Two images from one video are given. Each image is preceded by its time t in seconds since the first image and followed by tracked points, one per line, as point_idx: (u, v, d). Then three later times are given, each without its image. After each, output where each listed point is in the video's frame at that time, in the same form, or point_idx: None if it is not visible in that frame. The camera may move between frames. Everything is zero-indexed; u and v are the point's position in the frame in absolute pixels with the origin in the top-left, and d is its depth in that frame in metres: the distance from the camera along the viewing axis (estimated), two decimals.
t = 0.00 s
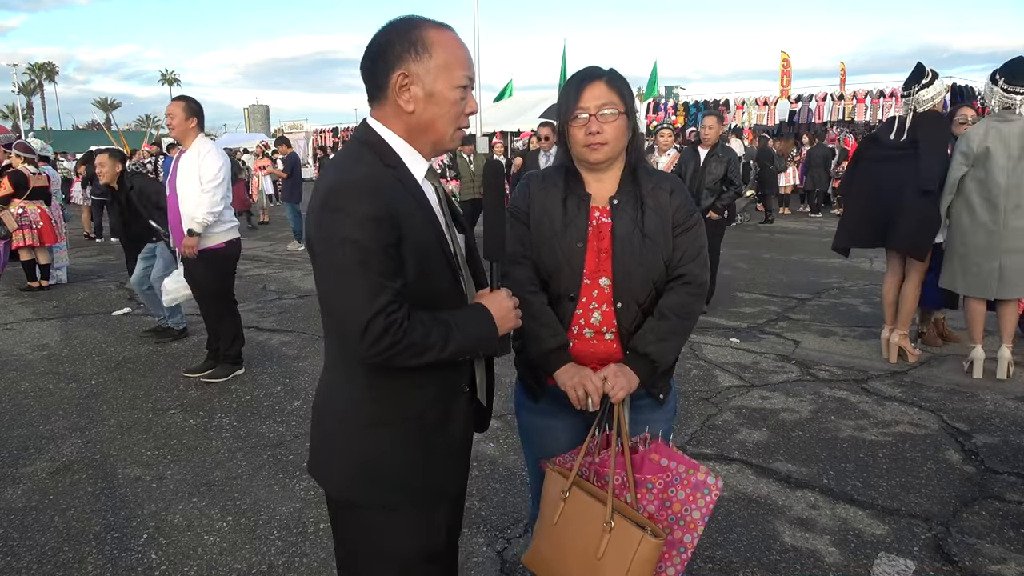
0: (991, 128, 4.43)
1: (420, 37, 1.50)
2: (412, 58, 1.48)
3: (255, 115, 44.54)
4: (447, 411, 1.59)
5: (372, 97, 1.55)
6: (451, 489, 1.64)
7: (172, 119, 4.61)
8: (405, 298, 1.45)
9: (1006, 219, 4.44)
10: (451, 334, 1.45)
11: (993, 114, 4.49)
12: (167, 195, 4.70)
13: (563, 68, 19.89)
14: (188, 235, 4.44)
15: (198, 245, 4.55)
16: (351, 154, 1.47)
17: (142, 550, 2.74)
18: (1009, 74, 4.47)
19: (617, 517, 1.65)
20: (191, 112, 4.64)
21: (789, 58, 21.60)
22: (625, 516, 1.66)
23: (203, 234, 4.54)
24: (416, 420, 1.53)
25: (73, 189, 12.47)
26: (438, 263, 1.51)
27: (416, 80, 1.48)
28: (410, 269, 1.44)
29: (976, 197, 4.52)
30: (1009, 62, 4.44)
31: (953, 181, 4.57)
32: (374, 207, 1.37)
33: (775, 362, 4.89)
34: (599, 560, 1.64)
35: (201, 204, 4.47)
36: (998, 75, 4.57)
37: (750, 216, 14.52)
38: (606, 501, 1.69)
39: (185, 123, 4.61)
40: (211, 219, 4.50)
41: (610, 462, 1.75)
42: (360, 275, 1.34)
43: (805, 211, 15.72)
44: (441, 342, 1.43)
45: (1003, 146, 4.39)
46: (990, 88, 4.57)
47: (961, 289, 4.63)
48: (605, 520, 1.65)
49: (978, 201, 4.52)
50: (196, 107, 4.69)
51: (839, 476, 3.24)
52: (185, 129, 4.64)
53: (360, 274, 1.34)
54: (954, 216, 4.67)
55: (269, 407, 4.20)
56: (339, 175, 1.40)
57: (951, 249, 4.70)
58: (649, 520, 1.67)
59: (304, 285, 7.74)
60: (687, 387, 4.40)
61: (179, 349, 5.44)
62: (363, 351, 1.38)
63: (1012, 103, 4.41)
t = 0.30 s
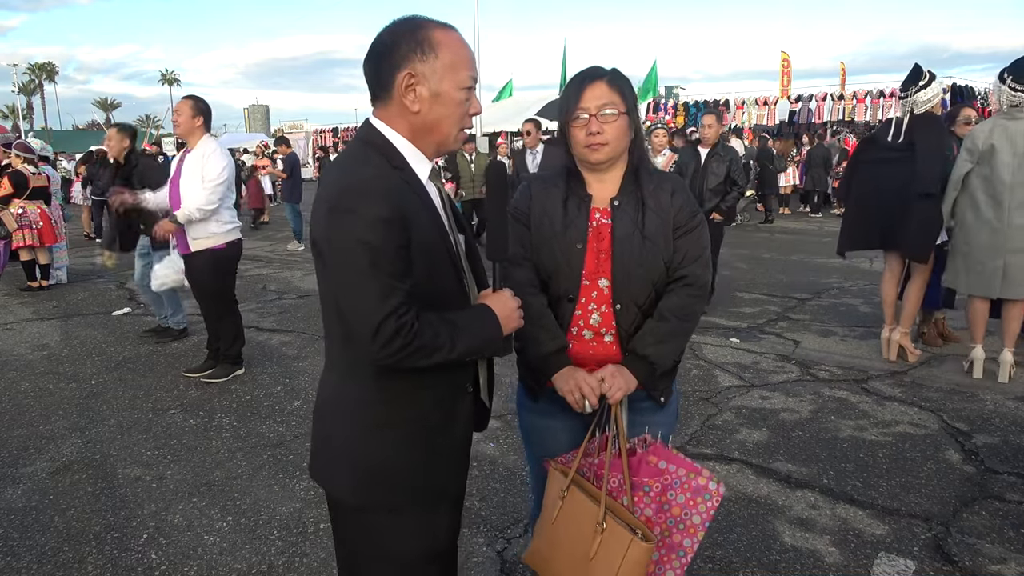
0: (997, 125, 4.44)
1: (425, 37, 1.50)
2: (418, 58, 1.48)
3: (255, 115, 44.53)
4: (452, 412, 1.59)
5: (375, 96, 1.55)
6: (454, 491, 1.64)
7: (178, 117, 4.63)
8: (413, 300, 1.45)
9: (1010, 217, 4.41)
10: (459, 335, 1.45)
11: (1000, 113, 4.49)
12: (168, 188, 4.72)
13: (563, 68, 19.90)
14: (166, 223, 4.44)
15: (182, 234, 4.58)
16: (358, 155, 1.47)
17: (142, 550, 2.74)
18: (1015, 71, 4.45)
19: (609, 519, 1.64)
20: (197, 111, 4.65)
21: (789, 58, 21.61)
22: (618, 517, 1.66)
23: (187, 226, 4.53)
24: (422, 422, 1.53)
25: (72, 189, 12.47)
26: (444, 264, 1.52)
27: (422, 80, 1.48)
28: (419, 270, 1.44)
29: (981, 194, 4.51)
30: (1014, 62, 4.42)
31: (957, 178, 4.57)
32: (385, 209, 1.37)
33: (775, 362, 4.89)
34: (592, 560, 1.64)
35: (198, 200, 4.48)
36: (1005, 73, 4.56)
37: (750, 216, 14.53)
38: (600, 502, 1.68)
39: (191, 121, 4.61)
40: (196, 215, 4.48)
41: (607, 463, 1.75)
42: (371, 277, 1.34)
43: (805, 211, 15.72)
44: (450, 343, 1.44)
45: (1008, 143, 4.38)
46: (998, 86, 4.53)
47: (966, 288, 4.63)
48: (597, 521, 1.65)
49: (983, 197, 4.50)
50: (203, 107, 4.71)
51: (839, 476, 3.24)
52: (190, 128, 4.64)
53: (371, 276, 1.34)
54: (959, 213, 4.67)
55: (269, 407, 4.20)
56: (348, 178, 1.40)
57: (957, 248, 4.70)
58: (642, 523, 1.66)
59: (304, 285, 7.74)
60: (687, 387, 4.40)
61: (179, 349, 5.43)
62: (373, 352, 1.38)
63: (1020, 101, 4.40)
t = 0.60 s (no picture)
0: (1003, 125, 4.46)
1: (429, 37, 1.49)
2: (421, 58, 1.48)
3: (255, 115, 44.53)
4: (454, 413, 1.59)
5: (376, 96, 1.55)
6: (455, 491, 1.64)
7: (177, 118, 4.63)
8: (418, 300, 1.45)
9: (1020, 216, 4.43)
10: (464, 335, 1.45)
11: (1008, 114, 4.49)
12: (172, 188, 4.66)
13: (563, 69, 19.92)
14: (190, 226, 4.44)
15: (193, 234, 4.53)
16: (361, 155, 1.47)
17: (142, 550, 2.74)
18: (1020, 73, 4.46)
19: (610, 520, 1.64)
20: (197, 111, 4.66)
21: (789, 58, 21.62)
22: (618, 519, 1.66)
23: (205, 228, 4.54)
24: (424, 423, 1.53)
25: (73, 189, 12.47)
26: (448, 264, 1.52)
27: (425, 80, 1.48)
28: (423, 270, 1.44)
29: (990, 194, 4.51)
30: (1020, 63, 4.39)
31: (966, 179, 4.59)
32: (389, 210, 1.37)
33: (775, 362, 4.89)
34: (593, 562, 1.64)
35: (213, 199, 4.49)
36: (1011, 74, 4.56)
37: (750, 216, 14.53)
38: (600, 504, 1.68)
39: (190, 121, 4.61)
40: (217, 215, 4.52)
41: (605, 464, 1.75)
42: (376, 278, 1.34)
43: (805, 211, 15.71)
44: (455, 343, 1.44)
45: (1016, 142, 4.38)
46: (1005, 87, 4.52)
47: (978, 289, 4.58)
48: (599, 523, 1.65)
49: (992, 197, 4.51)
50: (201, 107, 4.70)
51: (839, 476, 3.24)
52: (189, 128, 4.63)
53: (376, 277, 1.34)
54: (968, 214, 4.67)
55: (269, 407, 4.20)
56: (352, 180, 1.40)
57: (966, 249, 4.69)
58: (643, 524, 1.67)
59: (304, 285, 7.75)
60: (687, 386, 4.40)
61: (179, 349, 5.43)
62: (378, 353, 1.37)
63: None
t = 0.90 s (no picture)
0: (1009, 124, 4.47)
1: (431, 37, 1.50)
2: (424, 58, 1.48)
3: (255, 115, 44.53)
4: (455, 414, 1.59)
5: (378, 96, 1.55)
6: (456, 492, 1.64)
7: (177, 118, 4.63)
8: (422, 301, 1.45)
9: None
10: (469, 335, 1.46)
11: (1012, 113, 4.51)
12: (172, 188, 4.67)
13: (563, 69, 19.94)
14: (183, 222, 4.44)
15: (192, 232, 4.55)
16: (364, 156, 1.47)
17: (142, 550, 2.74)
18: None
19: (618, 521, 1.64)
20: (196, 111, 4.65)
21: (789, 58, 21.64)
22: (626, 519, 1.66)
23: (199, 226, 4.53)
24: (427, 424, 1.53)
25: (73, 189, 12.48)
26: (450, 265, 1.52)
27: (428, 80, 1.49)
28: (427, 271, 1.44)
29: (996, 194, 4.51)
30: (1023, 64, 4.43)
31: (971, 180, 4.59)
32: (394, 211, 1.37)
33: (775, 362, 4.89)
34: (602, 563, 1.64)
35: (211, 199, 4.49)
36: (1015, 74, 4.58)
37: (750, 216, 14.54)
38: (606, 505, 1.68)
39: (189, 122, 4.61)
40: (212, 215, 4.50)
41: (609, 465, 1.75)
42: (383, 279, 1.34)
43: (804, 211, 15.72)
44: (461, 343, 1.44)
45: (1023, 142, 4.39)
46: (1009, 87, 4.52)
47: (987, 292, 4.57)
48: (606, 524, 1.65)
49: (999, 198, 4.50)
50: (202, 107, 4.71)
51: (839, 476, 3.24)
52: (189, 128, 4.63)
53: (382, 277, 1.34)
54: (974, 215, 4.67)
55: (269, 407, 4.21)
56: (356, 181, 1.39)
57: (972, 248, 4.68)
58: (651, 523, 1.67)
59: (304, 285, 7.75)
60: (687, 386, 4.40)
61: (179, 349, 5.43)
62: (384, 355, 1.37)
63: None
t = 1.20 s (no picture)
0: (1011, 124, 4.46)
1: (434, 37, 1.50)
2: (427, 58, 1.48)
3: (255, 115, 44.51)
4: (457, 415, 1.59)
5: (378, 97, 1.54)
6: (459, 493, 1.65)
7: (169, 122, 4.68)
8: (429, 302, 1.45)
9: None
10: (477, 335, 1.46)
11: (1016, 112, 4.53)
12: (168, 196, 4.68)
13: (563, 69, 19.95)
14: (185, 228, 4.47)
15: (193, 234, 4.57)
16: (369, 157, 1.46)
17: (142, 550, 2.74)
18: None
19: (613, 521, 1.64)
20: (187, 115, 4.70)
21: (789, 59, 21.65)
22: (621, 519, 1.66)
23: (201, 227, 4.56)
24: (431, 425, 1.53)
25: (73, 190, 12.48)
26: (455, 265, 1.53)
27: (431, 80, 1.49)
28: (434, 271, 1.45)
29: (998, 194, 4.51)
30: None
31: (972, 180, 4.59)
32: (402, 212, 1.37)
33: (775, 362, 4.89)
34: (595, 563, 1.64)
35: (206, 198, 4.49)
36: (1017, 74, 4.62)
37: (750, 216, 14.54)
38: (602, 504, 1.68)
39: (181, 125, 4.66)
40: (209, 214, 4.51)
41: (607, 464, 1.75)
42: (394, 281, 1.34)
43: (805, 211, 15.72)
44: (470, 344, 1.45)
45: None
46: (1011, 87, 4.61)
47: (989, 292, 4.58)
48: (601, 523, 1.65)
49: (1001, 198, 4.50)
50: (193, 111, 4.76)
51: (839, 476, 3.24)
52: (180, 132, 4.69)
53: (393, 279, 1.34)
54: (975, 215, 4.67)
55: (269, 407, 4.20)
56: (362, 183, 1.39)
57: (973, 248, 4.68)
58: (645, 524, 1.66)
59: (304, 285, 7.75)
60: (687, 387, 4.40)
61: (179, 349, 5.43)
62: (394, 357, 1.37)
63: None
